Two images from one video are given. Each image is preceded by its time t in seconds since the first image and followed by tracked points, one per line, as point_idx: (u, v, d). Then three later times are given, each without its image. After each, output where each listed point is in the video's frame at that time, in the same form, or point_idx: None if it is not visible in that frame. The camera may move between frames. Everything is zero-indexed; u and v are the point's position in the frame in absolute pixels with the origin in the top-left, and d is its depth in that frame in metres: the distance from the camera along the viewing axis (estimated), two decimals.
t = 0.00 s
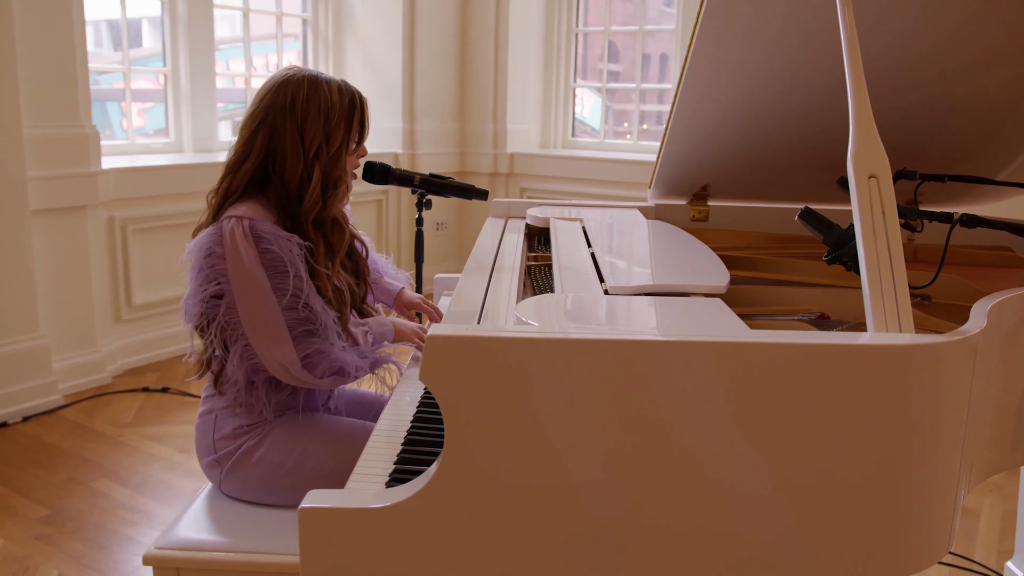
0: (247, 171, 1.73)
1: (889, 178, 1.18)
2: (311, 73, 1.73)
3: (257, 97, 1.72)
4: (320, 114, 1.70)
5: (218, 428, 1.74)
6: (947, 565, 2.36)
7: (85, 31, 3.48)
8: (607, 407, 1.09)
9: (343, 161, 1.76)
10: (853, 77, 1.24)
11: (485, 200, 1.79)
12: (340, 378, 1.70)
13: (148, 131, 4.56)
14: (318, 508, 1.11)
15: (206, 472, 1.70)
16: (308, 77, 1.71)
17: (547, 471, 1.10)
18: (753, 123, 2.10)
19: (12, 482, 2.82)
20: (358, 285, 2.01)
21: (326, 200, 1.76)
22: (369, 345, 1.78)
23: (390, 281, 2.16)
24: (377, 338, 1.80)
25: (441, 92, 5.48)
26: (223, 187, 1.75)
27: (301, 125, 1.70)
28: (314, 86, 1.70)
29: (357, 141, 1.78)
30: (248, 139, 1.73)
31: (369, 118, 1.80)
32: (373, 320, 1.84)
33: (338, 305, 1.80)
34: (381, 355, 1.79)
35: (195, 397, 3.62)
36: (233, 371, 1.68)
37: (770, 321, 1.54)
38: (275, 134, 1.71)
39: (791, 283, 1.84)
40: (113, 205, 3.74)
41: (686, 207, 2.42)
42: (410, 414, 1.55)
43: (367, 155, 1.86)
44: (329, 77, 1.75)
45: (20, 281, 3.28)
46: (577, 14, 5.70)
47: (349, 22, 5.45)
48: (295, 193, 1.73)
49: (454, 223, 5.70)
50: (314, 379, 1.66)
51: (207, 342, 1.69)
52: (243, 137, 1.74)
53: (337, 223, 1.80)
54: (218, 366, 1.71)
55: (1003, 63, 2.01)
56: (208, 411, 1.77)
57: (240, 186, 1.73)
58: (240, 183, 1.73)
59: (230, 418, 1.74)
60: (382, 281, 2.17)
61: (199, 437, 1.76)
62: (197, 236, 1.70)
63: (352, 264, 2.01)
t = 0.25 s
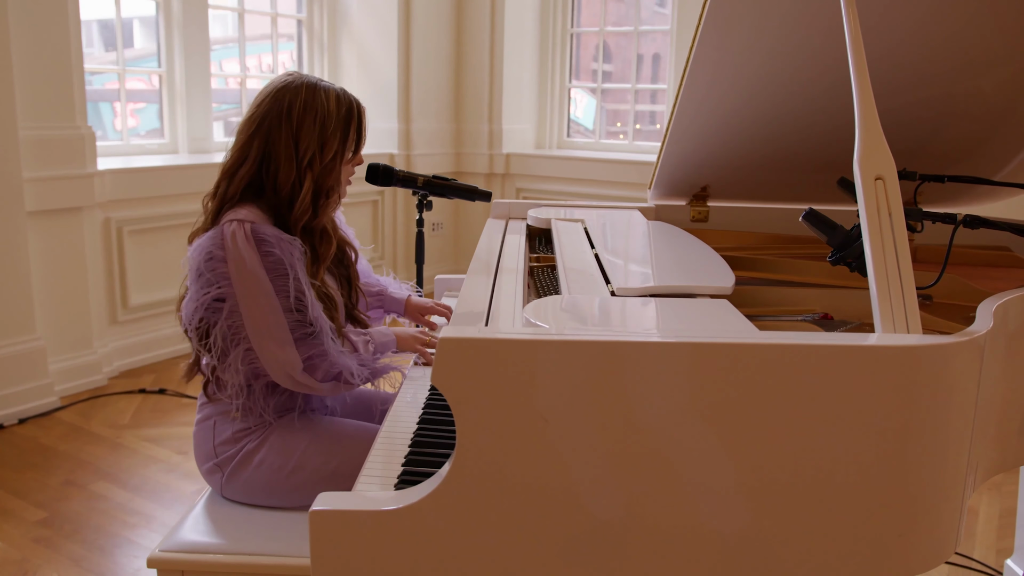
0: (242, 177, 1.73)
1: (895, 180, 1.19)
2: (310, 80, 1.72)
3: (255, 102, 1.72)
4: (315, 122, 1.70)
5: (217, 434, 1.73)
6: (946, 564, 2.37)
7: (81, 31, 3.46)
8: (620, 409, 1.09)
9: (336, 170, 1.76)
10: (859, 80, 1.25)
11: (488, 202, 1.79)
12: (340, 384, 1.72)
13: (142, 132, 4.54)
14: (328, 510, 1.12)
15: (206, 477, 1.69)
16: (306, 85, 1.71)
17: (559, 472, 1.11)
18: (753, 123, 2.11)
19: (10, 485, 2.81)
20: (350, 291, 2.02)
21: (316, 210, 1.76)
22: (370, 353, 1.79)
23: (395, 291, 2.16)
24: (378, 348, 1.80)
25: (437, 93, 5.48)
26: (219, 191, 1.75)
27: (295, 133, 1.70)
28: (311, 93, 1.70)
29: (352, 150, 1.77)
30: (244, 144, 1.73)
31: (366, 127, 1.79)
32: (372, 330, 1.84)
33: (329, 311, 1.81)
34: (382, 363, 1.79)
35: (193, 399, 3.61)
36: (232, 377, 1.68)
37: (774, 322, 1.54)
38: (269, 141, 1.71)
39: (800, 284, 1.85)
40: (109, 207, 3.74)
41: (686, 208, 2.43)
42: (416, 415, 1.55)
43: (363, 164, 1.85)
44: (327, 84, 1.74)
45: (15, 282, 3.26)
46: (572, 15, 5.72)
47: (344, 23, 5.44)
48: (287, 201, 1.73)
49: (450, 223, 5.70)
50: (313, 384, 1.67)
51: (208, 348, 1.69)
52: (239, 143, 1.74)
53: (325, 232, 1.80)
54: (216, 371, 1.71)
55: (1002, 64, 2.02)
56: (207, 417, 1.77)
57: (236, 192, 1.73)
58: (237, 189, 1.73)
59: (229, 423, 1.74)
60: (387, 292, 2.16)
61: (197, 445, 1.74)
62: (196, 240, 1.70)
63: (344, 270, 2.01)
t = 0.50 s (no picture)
0: (245, 183, 1.73)
1: (903, 183, 1.18)
2: (311, 84, 1.72)
3: (255, 109, 1.73)
4: (313, 128, 1.69)
5: (216, 438, 1.72)
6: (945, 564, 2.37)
7: (73, 31, 3.43)
8: (631, 414, 1.09)
9: (335, 176, 1.74)
10: (867, 83, 1.25)
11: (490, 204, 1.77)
12: (334, 394, 1.71)
13: (134, 132, 4.51)
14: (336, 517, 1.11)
15: (205, 482, 1.68)
16: (305, 90, 1.71)
17: (570, 478, 1.10)
18: (753, 125, 2.11)
19: (4, 489, 2.78)
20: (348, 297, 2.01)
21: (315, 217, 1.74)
22: (365, 362, 1.78)
23: (397, 296, 2.15)
24: (372, 356, 1.79)
25: (430, 93, 5.47)
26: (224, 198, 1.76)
27: (294, 139, 1.70)
28: (310, 99, 1.70)
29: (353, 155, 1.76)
30: (245, 150, 1.74)
31: (367, 133, 1.78)
32: (369, 337, 1.82)
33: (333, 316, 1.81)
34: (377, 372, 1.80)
35: (187, 402, 3.59)
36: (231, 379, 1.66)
37: (778, 324, 1.54)
38: (269, 147, 1.71)
39: (804, 286, 1.86)
40: (102, 208, 3.72)
41: (685, 209, 2.43)
42: (420, 418, 1.54)
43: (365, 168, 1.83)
44: (328, 89, 1.74)
45: (8, 285, 3.23)
46: (566, 15, 5.72)
47: (337, 23, 5.42)
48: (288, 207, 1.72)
49: (443, 223, 5.68)
50: (309, 395, 1.67)
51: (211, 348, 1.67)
52: (241, 150, 1.74)
53: (324, 237, 1.82)
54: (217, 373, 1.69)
55: (1002, 65, 2.02)
56: (204, 422, 1.76)
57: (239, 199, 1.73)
58: (242, 195, 1.72)
59: (227, 428, 1.73)
60: (389, 298, 2.15)
61: (196, 449, 1.74)
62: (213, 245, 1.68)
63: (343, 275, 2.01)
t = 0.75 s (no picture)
0: (258, 182, 1.71)
1: (913, 186, 1.17)
2: (325, 83, 1.71)
3: (267, 105, 1.71)
4: (328, 128, 1.68)
5: (221, 439, 1.73)
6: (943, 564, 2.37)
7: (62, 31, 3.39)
8: (642, 420, 1.08)
9: (351, 176, 1.74)
10: (874, 84, 1.23)
11: (489, 206, 1.77)
12: (354, 382, 1.73)
13: (122, 132, 4.47)
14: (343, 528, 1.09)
15: (206, 483, 1.70)
16: (320, 89, 1.69)
17: (579, 486, 1.09)
18: (753, 126, 2.09)
19: None
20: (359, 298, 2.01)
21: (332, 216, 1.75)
22: (381, 349, 1.76)
23: (411, 280, 2.12)
24: (388, 343, 1.78)
25: (422, 93, 5.44)
26: (234, 194, 1.74)
27: (309, 139, 1.69)
28: (325, 98, 1.68)
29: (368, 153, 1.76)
30: (257, 147, 1.72)
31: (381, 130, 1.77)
32: (382, 323, 1.82)
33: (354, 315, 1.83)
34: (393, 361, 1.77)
35: (179, 405, 3.55)
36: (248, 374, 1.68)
37: (783, 327, 1.53)
38: (282, 146, 1.70)
39: (805, 288, 1.85)
40: (92, 209, 3.68)
41: (683, 210, 2.42)
42: (422, 423, 1.52)
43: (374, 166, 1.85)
44: (342, 88, 1.73)
45: None
46: (558, 15, 5.70)
47: (328, 23, 5.38)
48: (303, 206, 1.72)
49: (435, 224, 5.66)
50: (331, 385, 1.69)
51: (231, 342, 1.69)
52: (253, 146, 1.72)
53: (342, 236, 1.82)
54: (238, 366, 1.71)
55: (1002, 66, 2.01)
56: (214, 422, 1.77)
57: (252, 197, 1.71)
58: (254, 195, 1.71)
59: (234, 430, 1.74)
60: (403, 280, 2.12)
61: (200, 449, 1.75)
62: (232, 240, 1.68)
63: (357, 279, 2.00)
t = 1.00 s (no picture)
0: (245, 189, 1.70)
1: (929, 187, 1.14)
2: (310, 85, 1.68)
3: (254, 113, 1.70)
4: (312, 133, 1.66)
5: (220, 444, 1.69)
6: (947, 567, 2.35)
7: (50, 30, 3.34)
8: (654, 428, 1.05)
9: (340, 182, 1.72)
10: (888, 82, 1.20)
11: (491, 209, 1.72)
12: (350, 387, 1.72)
13: (112, 132, 4.42)
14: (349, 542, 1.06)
15: (204, 490, 1.65)
16: (303, 92, 1.67)
17: (591, 496, 1.06)
18: (756, 126, 2.06)
19: None
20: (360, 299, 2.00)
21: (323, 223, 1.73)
22: (379, 357, 1.74)
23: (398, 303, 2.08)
24: (387, 352, 1.76)
25: (415, 93, 5.40)
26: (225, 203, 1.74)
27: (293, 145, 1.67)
28: (309, 103, 1.66)
29: (358, 156, 1.73)
30: (245, 156, 1.71)
31: (371, 131, 1.74)
32: (382, 334, 1.79)
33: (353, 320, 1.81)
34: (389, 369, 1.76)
35: (171, 408, 3.51)
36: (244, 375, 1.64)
37: (791, 330, 1.50)
38: (269, 152, 1.69)
39: (810, 291, 1.82)
40: (81, 210, 3.63)
41: (684, 210, 2.39)
42: (425, 432, 1.48)
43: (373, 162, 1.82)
44: (331, 88, 1.70)
45: None
46: (552, 14, 5.68)
47: (320, 22, 5.33)
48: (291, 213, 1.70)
49: (429, 224, 5.62)
50: (326, 386, 1.67)
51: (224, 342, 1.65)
52: (241, 153, 1.72)
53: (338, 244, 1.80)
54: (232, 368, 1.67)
55: (1007, 65, 1.99)
56: (210, 428, 1.73)
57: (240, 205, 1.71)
58: (242, 204, 1.71)
59: (232, 436, 1.70)
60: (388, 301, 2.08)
61: (197, 455, 1.70)
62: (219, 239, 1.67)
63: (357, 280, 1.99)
